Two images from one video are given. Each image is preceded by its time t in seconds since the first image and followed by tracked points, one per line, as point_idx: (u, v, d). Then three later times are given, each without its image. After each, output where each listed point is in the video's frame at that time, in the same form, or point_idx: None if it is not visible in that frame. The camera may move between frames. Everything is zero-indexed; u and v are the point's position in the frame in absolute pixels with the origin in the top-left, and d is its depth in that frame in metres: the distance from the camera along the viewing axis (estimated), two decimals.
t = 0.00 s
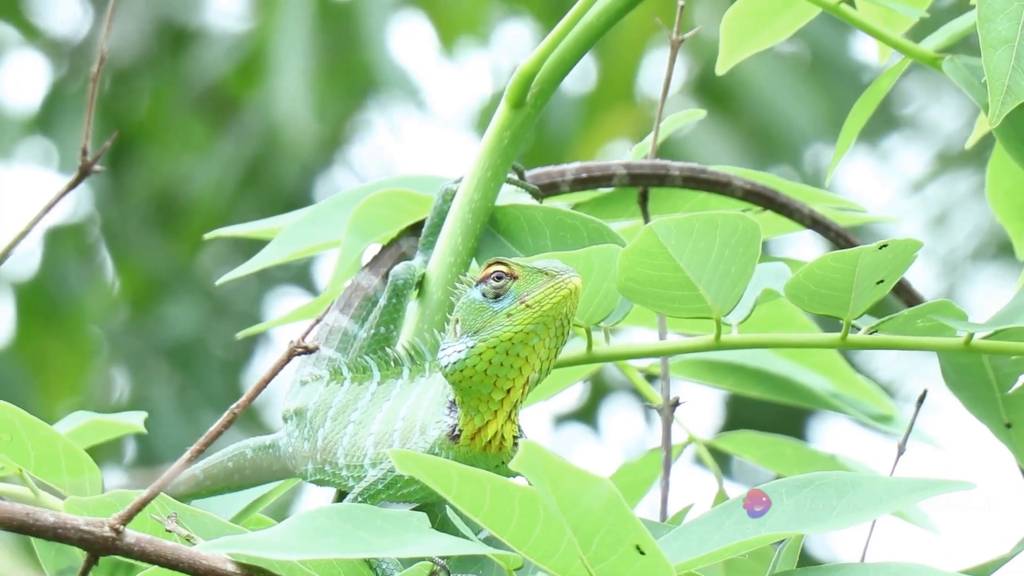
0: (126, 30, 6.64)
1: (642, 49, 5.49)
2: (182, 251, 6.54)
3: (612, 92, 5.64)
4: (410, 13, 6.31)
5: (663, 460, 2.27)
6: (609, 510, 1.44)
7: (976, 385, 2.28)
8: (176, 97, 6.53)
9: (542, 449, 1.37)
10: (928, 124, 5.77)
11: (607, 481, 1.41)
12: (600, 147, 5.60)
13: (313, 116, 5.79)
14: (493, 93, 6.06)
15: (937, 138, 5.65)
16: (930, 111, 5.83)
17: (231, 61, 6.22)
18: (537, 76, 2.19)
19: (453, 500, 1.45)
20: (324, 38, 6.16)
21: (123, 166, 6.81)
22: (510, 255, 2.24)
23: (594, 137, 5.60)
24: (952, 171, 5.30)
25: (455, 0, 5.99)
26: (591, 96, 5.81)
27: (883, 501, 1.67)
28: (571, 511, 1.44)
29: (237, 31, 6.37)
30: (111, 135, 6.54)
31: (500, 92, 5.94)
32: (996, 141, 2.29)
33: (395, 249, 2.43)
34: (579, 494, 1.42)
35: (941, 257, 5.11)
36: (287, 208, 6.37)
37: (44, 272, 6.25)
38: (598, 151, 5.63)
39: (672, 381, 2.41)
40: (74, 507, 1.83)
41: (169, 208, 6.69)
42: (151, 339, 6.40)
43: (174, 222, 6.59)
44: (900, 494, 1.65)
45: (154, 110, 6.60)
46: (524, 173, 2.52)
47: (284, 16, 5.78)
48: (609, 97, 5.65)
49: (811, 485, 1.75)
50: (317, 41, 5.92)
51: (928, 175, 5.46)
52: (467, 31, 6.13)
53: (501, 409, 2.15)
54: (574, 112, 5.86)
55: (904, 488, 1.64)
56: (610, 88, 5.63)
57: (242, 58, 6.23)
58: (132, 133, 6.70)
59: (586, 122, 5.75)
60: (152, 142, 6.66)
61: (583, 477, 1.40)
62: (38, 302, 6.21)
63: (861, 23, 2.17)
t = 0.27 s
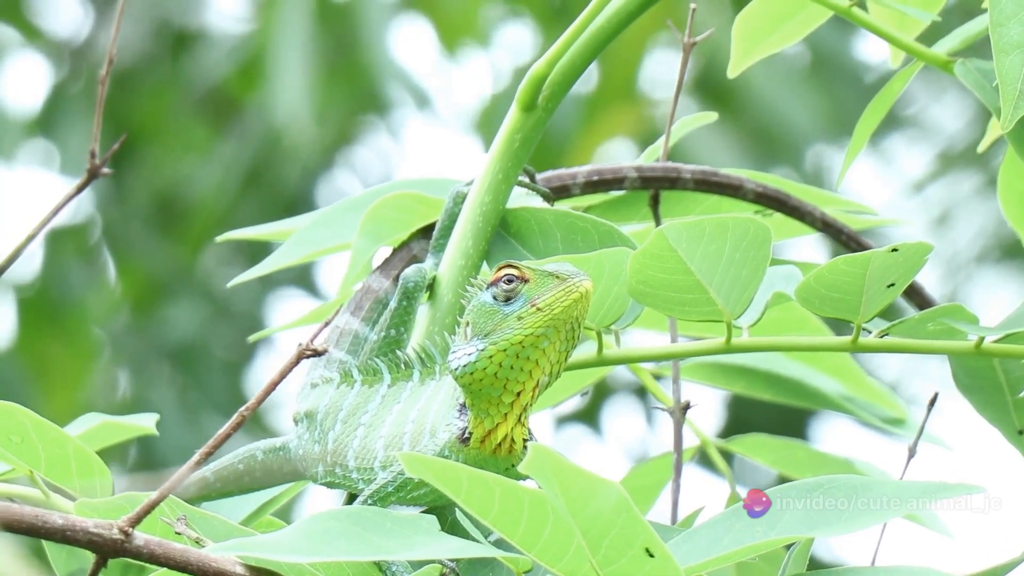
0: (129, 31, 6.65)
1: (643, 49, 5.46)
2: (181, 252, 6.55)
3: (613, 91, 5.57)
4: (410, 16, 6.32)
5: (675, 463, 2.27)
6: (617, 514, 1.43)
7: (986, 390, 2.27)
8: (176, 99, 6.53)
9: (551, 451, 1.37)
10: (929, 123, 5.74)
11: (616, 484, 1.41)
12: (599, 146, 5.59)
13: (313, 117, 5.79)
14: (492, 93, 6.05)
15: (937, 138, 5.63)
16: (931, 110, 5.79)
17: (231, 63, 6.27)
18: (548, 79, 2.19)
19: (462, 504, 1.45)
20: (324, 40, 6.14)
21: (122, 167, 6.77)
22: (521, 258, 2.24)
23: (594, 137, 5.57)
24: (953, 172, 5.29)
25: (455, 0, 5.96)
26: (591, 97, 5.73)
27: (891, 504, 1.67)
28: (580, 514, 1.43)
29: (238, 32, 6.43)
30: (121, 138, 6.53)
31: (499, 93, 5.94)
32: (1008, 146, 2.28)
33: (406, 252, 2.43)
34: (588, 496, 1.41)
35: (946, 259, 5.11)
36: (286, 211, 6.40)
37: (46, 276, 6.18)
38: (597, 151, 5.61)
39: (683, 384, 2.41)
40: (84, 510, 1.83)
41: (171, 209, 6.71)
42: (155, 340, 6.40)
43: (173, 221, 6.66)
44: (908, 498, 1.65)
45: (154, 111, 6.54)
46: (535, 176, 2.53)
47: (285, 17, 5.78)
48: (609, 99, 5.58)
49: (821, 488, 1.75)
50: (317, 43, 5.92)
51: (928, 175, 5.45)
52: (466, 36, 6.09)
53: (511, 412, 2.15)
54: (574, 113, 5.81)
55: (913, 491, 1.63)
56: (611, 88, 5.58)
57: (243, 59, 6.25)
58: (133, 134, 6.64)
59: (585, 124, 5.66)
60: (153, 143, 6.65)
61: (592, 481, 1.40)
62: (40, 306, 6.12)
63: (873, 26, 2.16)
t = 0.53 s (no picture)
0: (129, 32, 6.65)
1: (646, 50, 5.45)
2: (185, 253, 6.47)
3: (615, 92, 5.56)
4: (411, 15, 6.34)
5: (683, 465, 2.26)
6: (624, 516, 1.43)
7: (994, 392, 2.27)
8: (177, 101, 6.52)
9: (557, 455, 1.37)
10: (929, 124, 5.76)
11: (623, 487, 1.41)
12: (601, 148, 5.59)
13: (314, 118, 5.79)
14: (493, 94, 6.04)
15: (938, 139, 5.63)
16: (930, 111, 5.80)
17: (232, 63, 6.28)
18: (556, 82, 2.18)
19: (469, 506, 1.45)
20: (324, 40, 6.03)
21: (124, 168, 6.77)
22: (529, 260, 2.23)
23: (595, 139, 5.56)
24: (954, 173, 5.29)
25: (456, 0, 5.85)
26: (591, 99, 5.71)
27: (896, 506, 1.66)
28: (586, 517, 1.43)
29: (239, 33, 6.42)
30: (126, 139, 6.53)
31: (499, 94, 5.93)
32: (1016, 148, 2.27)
33: (414, 254, 2.43)
34: (594, 498, 1.41)
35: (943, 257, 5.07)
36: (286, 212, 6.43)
37: (47, 277, 6.18)
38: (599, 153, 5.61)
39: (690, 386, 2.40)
40: (92, 512, 1.82)
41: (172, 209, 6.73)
42: (155, 343, 6.36)
43: (174, 223, 6.69)
44: (912, 500, 1.64)
45: (155, 112, 6.55)
46: (543, 178, 2.54)
47: (285, 18, 5.77)
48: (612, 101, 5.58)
49: (826, 489, 1.74)
50: (318, 44, 5.91)
51: (928, 176, 5.45)
52: (466, 35, 5.99)
53: (518, 414, 2.15)
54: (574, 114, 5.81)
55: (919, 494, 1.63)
56: (611, 89, 5.58)
57: (244, 60, 6.25)
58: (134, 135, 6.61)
59: (586, 126, 5.64)
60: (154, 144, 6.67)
61: (600, 484, 1.39)
62: (41, 307, 6.11)
63: (881, 28, 2.16)
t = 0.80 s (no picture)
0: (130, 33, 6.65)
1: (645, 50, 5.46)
2: (184, 253, 6.49)
3: (614, 92, 5.57)
4: (411, 16, 6.37)
5: (684, 465, 2.26)
6: (624, 516, 1.43)
7: (994, 392, 2.27)
8: (177, 101, 6.52)
9: (557, 455, 1.37)
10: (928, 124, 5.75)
11: (623, 487, 1.41)
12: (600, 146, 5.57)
13: (314, 117, 5.79)
14: (492, 94, 6.04)
15: (937, 139, 5.63)
16: (930, 111, 5.79)
17: (232, 63, 6.28)
18: (556, 83, 2.18)
19: (469, 507, 1.45)
20: (324, 41, 6.02)
21: (124, 168, 6.78)
22: (530, 261, 2.23)
23: (594, 138, 5.56)
24: (953, 173, 5.29)
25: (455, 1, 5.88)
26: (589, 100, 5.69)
27: (897, 506, 1.66)
28: (586, 517, 1.43)
29: (239, 33, 6.43)
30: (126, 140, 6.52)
31: (499, 93, 5.93)
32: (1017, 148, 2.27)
33: (415, 254, 2.43)
34: (595, 499, 1.41)
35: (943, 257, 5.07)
36: (286, 212, 6.44)
37: (47, 276, 6.17)
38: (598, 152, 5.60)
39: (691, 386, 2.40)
40: (92, 512, 1.82)
41: (172, 210, 6.71)
42: (155, 341, 6.38)
43: (176, 223, 6.66)
44: (913, 501, 1.65)
45: (155, 111, 6.54)
46: (544, 178, 2.53)
47: (285, 18, 5.76)
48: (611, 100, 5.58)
49: (827, 490, 1.74)
50: (318, 43, 5.90)
51: (928, 176, 5.45)
52: (465, 35, 6.01)
53: (518, 415, 2.15)
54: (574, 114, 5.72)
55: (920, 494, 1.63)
56: (611, 89, 5.59)
57: (243, 59, 6.27)
58: (134, 135, 6.59)
59: (585, 125, 5.62)
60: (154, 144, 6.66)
61: (601, 484, 1.39)
62: (40, 306, 6.11)
63: (882, 28, 2.16)
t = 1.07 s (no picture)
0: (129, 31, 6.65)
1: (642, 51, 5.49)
2: (183, 253, 6.53)
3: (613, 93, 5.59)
4: (410, 16, 6.37)
5: (679, 464, 2.26)
6: (620, 515, 1.43)
7: (990, 391, 2.27)
8: (177, 100, 6.52)
9: (555, 454, 1.37)
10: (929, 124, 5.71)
11: (620, 486, 1.41)
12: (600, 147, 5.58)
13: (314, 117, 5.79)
14: (492, 93, 6.04)
15: (937, 139, 5.62)
16: (930, 111, 5.76)
17: (232, 62, 6.23)
18: (552, 81, 2.19)
19: (465, 505, 1.44)
20: (326, 40, 6.07)
21: (123, 167, 6.75)
22: (525, 260, 2.23)
23: (593, 138, 5.56)
24: (953, 173, 5.29)
25: (455, 1, 5.88)
26: (588, 99, 5.68)
27: (895, 506, 1.66)
28: (583, 517, 1.43)
29: (239, 32, 6.41)
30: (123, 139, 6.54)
31: (498, 92, 5.94)
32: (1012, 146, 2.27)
33: (409, 253, 2.42)
34: (592, 498, 1.42)
35: (944, 258, 5.09)
36: (286, 211, 6.43)
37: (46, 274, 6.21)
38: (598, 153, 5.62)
39: (686, 386, 2.40)
40: (87, 511, 1.83)
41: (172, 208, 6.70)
42: (155, 341, 6.39)
43: (176, 221, 6.63)
44: (912, 501, 1.64)
45: (154, 111, 6.53)
46: (539, 178, 2.53)
47: (284, 17, 5.76)
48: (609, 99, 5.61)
49: (823, 488, 1.75)
50: (317, 42, 5.90)
51: (928, 175, 5.45)
52: (465, 35, 6.01)
53: (514, 414, 2.15)
54: (573, 114, 5.67)
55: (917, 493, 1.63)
56: (611, 89, 5.58)
57: (243, 58, 6.24)
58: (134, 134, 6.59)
59: (584, 124, 5.63)
60: (154, 144, 6.65)
61: (597, 483, 1.40)
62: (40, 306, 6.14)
63: (878, 28, 2.16)
